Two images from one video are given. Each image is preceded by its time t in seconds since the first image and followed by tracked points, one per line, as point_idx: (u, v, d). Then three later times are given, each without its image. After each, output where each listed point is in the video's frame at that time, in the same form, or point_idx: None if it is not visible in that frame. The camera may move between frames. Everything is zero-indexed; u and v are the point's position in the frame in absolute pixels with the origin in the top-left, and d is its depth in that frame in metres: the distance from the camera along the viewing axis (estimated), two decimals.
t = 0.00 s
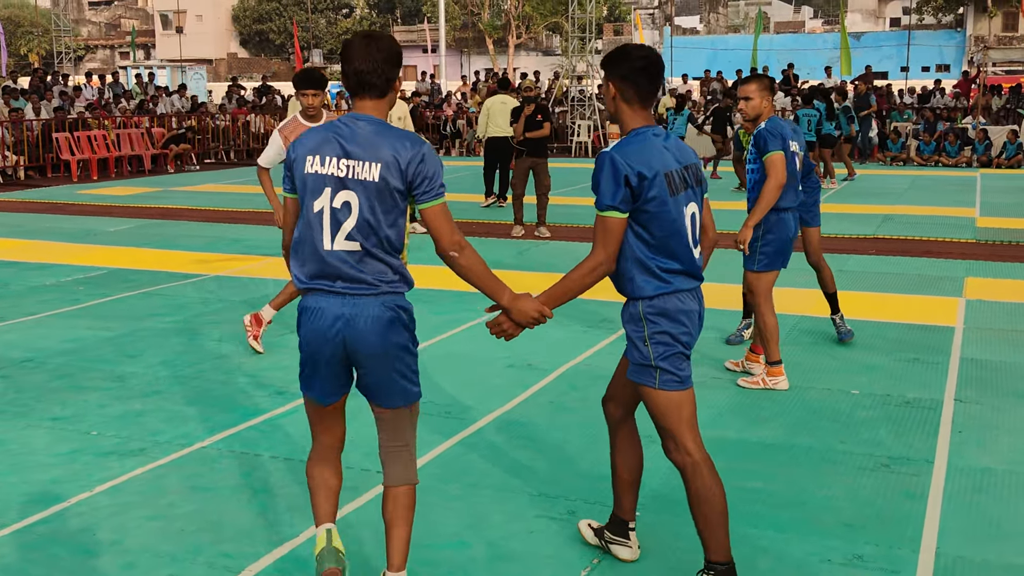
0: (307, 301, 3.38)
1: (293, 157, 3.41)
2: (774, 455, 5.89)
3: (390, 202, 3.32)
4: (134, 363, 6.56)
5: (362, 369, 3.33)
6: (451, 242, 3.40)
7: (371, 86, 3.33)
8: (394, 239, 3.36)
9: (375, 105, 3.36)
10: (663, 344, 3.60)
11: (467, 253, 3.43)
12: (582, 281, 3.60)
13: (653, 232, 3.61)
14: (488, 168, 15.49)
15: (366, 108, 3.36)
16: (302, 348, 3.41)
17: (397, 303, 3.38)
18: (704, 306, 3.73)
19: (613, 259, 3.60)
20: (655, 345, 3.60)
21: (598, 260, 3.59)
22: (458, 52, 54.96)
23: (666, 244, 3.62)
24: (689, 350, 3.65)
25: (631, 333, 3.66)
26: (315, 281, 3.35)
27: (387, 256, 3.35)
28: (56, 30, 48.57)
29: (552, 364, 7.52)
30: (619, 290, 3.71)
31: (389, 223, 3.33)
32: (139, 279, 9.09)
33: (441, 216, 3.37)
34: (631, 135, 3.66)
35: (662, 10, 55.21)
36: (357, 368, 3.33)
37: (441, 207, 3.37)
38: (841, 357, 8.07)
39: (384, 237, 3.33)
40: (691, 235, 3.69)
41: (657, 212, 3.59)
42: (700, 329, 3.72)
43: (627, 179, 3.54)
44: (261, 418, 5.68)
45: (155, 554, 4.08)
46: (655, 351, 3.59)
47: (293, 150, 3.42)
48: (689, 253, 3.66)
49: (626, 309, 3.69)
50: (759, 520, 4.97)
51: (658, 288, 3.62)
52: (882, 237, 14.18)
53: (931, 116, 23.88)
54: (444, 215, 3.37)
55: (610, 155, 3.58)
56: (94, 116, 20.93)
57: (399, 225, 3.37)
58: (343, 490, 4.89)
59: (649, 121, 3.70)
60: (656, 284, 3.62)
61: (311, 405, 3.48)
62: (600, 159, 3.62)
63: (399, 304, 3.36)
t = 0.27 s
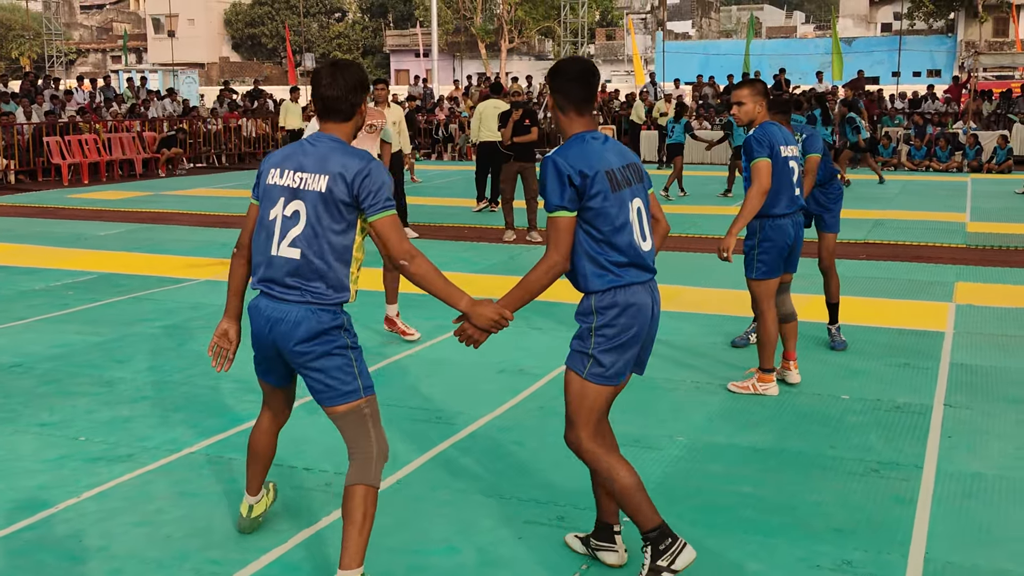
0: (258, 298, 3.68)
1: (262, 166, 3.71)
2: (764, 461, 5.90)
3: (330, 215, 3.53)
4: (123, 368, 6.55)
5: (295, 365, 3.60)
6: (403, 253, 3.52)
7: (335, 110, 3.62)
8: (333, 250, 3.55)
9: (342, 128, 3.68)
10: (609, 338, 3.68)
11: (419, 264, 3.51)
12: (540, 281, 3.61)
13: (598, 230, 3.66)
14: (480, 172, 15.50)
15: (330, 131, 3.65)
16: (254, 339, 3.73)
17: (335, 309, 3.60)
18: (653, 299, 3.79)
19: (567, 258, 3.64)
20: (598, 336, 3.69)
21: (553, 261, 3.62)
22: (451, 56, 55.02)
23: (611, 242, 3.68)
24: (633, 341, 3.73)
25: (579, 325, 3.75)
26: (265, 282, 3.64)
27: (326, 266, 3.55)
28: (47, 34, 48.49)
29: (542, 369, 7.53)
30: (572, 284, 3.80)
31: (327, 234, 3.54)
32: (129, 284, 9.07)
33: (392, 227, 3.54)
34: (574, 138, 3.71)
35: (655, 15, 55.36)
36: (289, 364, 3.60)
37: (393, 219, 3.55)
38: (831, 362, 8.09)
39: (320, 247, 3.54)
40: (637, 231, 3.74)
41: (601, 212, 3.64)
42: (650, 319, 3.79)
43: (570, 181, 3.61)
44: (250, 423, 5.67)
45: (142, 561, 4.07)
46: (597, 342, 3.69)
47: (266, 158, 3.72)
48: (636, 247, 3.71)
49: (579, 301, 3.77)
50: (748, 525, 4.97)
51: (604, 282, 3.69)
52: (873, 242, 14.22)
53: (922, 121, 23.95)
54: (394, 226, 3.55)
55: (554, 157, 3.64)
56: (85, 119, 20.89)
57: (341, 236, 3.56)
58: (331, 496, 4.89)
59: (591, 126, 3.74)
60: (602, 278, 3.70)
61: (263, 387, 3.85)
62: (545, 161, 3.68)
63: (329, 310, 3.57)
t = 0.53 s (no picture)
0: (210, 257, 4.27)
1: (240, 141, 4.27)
2: (755, 464, 5.92)
3: (267, 195, 4.06)
4: (113, 373, 6.55)
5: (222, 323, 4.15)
6: (349, 230, 3.92)
7: (299, 98, 4.14)
8: (264, 225, 4.09)
9: (308, 118, 4.20)
10: (559, 335, 3.93)
11: (364, 241, 3.92)
12: (472, 284, 3.85)
13: (547, 233, 3.91)
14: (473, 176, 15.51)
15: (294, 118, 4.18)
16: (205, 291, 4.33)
17: (263, 278, 4.13)
18: (606, 295, 4.01)
19: (503, 265, 3.88)
20: (552, 334, 3.93)
21: (490, 267, 3.86)
22: (444, 61, 55.03)
23: (559, 244, 3.92)
24: (587, 335, 3.96)
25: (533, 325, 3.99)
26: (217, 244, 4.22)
27: (260, 236, 4.10)
28: (39, 38, 48.40)
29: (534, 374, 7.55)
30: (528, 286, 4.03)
31: (262, 211, 4.07)
32: (121, 288, 9.06)
33: (339, 207, 3.95)
34: (518, 150, 3.95)
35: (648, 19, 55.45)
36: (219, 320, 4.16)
37: (340, 200, 3.96)
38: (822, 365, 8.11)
39: (253, 222, 4.08)
40: (586, 230, 3.98)
41: (547, 215, 3.89)
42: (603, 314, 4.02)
43: (513, 191, 3.85)
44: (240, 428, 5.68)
45: (131, 566, 4.08)
46: (550, 339, 3.93)
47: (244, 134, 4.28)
48: (582, 246, 3.94)
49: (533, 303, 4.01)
50: (738, 529, 4.99)
51: (557, 282, 3.93)
52: (865, 246, 14.25)
53: (915, 125, 24.02)
54: (341, 207, 3.95)
55: (499, 169, 3.89)
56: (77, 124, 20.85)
57: (274, 214, 4.08)
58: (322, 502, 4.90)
59: (531, 135, 4.01)
60: (555, 279, 3.93)
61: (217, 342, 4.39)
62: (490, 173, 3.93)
63: (256, 280, 4.10)
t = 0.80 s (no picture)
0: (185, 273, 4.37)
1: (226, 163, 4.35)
2: (743, 468, 5.96)
3: (245, 227, 4.15)
4: (104, 379, 6.57)
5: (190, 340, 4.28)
6: (326, 271, 4.13)
7: (285, 140, 4.30)
8: (236, 253, 4.20)
9: (291, 159, 4.32)
10: (510, 372, 4.08)
11: (338, 282, 4.13)
12: (435, 326, 4.11)
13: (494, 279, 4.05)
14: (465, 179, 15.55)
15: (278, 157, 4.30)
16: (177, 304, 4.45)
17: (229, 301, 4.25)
18: (558, 333, 4.14)
19: (460, 313, 4.08)
20: (501, 371, 4.08)
21: (446, 316, 4.08)
22: (436, 64, 55.10)
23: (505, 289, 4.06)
24: (536, 372, 4.11)
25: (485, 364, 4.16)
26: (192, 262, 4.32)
27: (231, 263, 4.20)
28: (30, 43, 48.37)
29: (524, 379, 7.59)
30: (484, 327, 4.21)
31: (237, 240, 4.17)
32: (111, 294, 9.08)
33: (315, 249, 4.14)
34: (466, 204, 4.14)
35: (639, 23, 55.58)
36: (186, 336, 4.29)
37: (316, 243, 4.15)
38: (811, 369, 8.16)
39: (227, 250, 4.19)
40: (535, 274, 4.09)
41: (493, 262, 4.04)
42: (556, 351, 4.16)
43: (458, 242, 4.03)
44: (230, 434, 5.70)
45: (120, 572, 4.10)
46: (499, 377, 4.09)
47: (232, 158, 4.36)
48: (532, 288, 4.07)
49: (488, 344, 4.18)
50: (726, 532, 5.03)
51: (506, 323, 4.07)
52: (855, 250, 14.31)
53: (904, 129, 24.14)
54: (318, 248, 4.15)
55: (446, 224, 4.07)
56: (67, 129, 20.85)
57: (250, 245, 4.18)
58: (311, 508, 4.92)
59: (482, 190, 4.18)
60: (505, 320, 4.07)
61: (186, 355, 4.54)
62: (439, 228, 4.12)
63: (223, 301, 4.23)
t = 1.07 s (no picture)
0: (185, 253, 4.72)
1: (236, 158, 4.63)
2: (745, 470, 5.96)
3: (232, 222, 4.45)
4: (107, 384, 6.58)
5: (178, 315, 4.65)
6: (301, 270, 4.30)
7: (289, 151, 4.50)
8: (226, 244, 4.51)
9: (295, 168, 4.54)
10: (496, 372, 4.13)
11: (311, 280, 4.30)
12: (397, 336, 4.13)
13: (468, 287, 4.12)
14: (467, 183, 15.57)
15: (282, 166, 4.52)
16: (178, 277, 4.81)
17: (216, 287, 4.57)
18: (537, 333, 4.19)
19: (426, 320, 4.12)
20: (486, 373, 4.15)
21: (413, 323, 4.12)
22: (439, 68, 55.17)
23: (479, 295, 4.13)
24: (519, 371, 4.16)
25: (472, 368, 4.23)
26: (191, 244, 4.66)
27: (219, 253, 4.51)
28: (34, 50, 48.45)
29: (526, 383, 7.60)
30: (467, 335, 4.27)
31: (225, 233, 4.47)
32: (115, 298, 9.10)
33: (296, 250, 4.33)
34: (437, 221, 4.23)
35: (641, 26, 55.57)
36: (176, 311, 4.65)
37: (297, 243, 4.35)
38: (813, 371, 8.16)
39: (215, 241, 4.49)
40: (507, 277, 4.16)
41: (465, 271, 4.11)
42: (535, 351, 4.20)
43: (429, 256, 4.10)
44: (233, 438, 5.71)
45: None
46: (484, 379, 4.15)
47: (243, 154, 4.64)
48: (505, 292, 4.13)
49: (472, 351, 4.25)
50: (729, 534, 5.03)
51: (485, 327, 4.14)
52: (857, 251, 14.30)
53: (906, 131, 24.12)
54: (298, 248, 4.33)
55: (417, 242, 4.15)
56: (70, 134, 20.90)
57: (236, 238, 4.48)
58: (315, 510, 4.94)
59: (454, 211, 4.28)
60: (484, 324, 4.14)
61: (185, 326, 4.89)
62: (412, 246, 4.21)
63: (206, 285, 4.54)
